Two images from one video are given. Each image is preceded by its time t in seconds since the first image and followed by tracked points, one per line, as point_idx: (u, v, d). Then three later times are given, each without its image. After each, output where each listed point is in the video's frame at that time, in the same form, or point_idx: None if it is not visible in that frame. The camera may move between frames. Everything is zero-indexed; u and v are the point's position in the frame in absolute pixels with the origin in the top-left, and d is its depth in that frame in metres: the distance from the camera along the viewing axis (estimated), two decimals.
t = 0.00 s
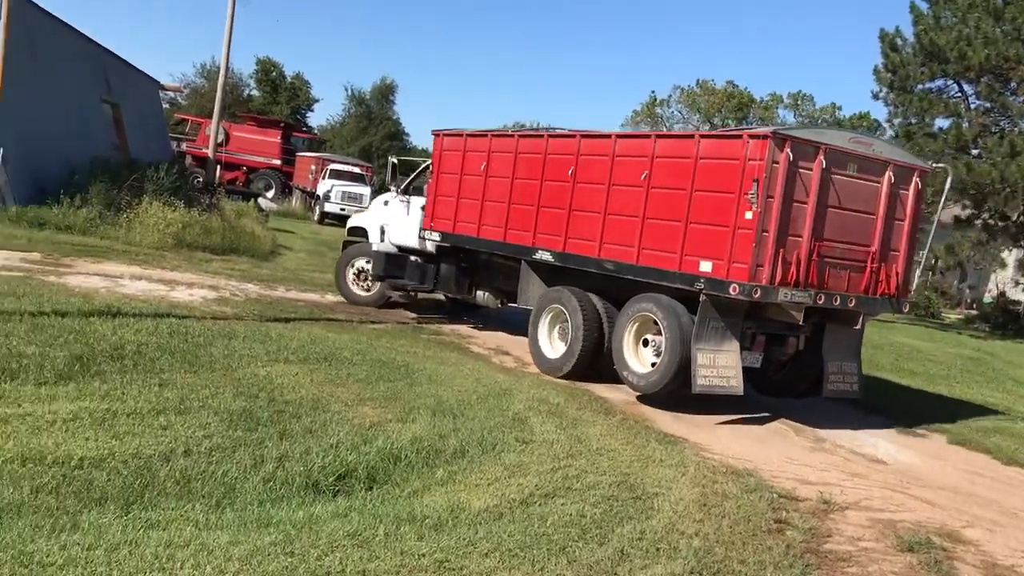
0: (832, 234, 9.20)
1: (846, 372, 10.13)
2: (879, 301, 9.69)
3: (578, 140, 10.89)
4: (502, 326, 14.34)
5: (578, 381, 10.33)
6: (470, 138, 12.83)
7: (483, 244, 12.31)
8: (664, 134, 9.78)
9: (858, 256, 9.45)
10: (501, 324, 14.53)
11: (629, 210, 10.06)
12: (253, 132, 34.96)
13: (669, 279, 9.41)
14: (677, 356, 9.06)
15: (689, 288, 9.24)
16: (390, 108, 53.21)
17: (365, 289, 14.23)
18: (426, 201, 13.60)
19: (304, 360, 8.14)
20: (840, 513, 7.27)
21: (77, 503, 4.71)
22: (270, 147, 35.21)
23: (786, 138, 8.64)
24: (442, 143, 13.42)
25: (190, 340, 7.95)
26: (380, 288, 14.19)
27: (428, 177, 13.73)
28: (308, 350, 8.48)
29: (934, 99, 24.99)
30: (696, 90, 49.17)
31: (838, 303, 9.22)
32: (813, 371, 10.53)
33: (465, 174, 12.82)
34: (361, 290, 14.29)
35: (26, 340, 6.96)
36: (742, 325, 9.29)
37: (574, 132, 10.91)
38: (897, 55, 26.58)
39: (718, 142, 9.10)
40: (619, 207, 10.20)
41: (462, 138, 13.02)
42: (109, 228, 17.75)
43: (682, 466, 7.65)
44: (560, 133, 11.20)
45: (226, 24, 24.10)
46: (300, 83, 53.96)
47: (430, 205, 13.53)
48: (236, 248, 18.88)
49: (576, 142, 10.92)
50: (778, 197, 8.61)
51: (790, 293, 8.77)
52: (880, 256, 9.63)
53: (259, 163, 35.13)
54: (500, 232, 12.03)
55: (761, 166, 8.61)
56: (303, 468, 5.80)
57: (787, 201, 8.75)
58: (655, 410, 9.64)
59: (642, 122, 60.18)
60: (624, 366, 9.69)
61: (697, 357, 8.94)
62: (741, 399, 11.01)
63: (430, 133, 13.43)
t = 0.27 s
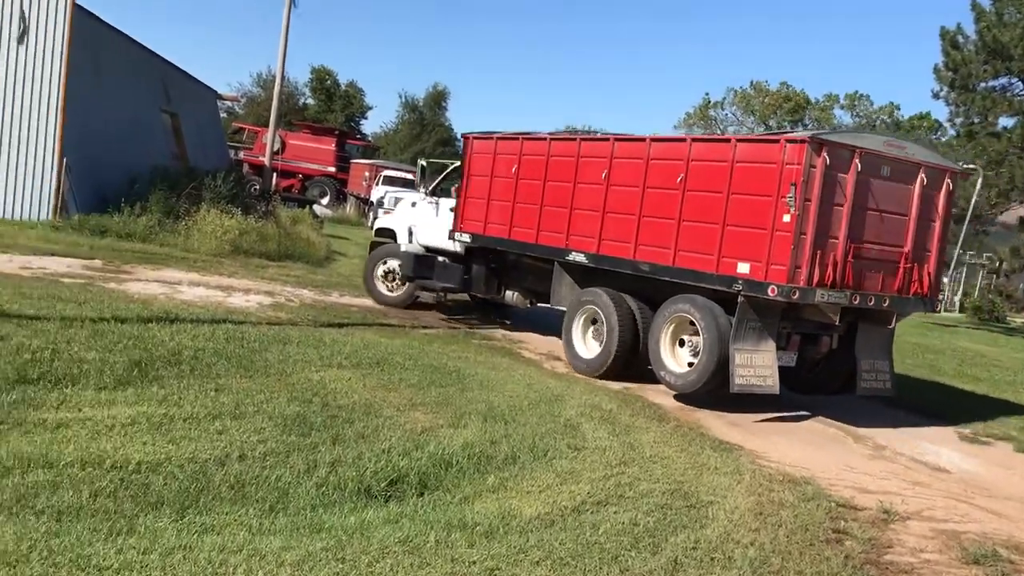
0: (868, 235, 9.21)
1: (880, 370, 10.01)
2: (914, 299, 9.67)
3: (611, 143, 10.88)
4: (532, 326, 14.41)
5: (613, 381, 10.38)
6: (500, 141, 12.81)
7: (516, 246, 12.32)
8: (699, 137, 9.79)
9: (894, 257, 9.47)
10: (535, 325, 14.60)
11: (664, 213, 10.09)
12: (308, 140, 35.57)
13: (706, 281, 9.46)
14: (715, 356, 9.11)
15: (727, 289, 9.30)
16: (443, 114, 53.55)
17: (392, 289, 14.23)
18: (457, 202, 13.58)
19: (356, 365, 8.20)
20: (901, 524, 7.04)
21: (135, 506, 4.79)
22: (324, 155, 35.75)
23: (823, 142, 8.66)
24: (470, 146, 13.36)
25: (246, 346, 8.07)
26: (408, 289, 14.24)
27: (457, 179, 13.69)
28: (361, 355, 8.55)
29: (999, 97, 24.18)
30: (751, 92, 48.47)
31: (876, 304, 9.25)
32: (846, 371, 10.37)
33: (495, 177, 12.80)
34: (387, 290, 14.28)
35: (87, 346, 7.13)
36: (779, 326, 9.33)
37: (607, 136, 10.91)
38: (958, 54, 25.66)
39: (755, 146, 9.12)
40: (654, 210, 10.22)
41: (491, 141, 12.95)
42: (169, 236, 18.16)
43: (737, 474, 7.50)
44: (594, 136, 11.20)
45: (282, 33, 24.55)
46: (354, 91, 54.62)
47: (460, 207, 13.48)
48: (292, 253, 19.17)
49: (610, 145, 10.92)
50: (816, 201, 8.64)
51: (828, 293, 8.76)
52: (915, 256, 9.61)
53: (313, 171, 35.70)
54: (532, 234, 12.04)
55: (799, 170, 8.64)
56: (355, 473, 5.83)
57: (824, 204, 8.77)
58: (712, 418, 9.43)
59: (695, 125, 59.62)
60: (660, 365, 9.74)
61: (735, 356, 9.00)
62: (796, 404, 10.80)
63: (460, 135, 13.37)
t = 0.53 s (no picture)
0: (892, 235, 9.38)
1: (900, 366, 10.45)
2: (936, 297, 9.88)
3: (636, 146, 10.95)
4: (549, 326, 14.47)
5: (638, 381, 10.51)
6: (522, 143, 12.80)
7: (538, 247, 12.32)
8: (725, 140, 9.90)
9: (917, 256, 9.66)
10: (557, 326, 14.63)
11: (690, 214, 10.18)
12: (354, 147, 35.98)
13: (732, 281, 9.57)
14: (743, 354, 9.29)
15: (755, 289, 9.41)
16: (487, 120, 53.74)
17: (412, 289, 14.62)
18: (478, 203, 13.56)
19: (399, 369, 8.25)
20: (953, 533, 6.85)
21: (180, 507, 4.87)
22: (370, 161, 36.11)
23: (849, 146, 8.82)
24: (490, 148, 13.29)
25: (292, 349, 8.17)
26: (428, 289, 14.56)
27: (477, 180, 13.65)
28: (404, 359, 8.60)
29: None
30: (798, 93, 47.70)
31: (900, 303, 9.44)
32: (867, 367, 10.74)
33: (517, 179, 12.78)
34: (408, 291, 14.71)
35: (137, 349, 7.28)
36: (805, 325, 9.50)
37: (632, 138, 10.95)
38: (1012, 53, 24.92)
39: (781, 149, 9.25)
40: (680, 211, 10.30)
41: (512, 143, 12.91)
42: (217, 241, 18.47)
43: (783, 480, 7.37)
44: (618, 139, 11.26)
45: (328, 41, 24.95)
46: (399, 97, 55.00)
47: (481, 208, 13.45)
48: (338, 258, 19.38)
49: (634, 148, 10.98)
50: (842, 202, 8.80)
51: (854, 292, 8.94)
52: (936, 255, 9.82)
53: (360, 177, 36.04)
54: (555, 234, 12.04)
55: (826, 172, 8.77)
56: (397, 476, 5.86)
57: (850, 205, 8.93)
58: (759, 424, 9.29)
59: (741, 127, 58.95)
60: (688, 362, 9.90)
61: (763, 355, 9.19)
62: (842, 408, 10.62)
63: (480, 138, 13.34)
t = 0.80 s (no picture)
0: (902, 238, 9.58)
1: (910, 365, 10.53)
2: (945, 296, 10.13)
3: (649, 150, 11.03)
4: (555, 327, 14.58)
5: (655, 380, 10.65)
6: (534, 148, 12.85)
7: (552, 249, 12.37)
8: (739, 145, 10.02)
9: (926, 258, 9.87)
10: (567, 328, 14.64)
11: (704, 217, 10.28)
12: (387, 153, 36.19)
13: (748, 283, 9.71)
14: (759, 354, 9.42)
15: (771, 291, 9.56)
16: (519, 125, 53.79)
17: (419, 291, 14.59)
18: (489, 206, 13.59)
19: (432, 374, 8.26)
20: (995, 543, 6.70)
21: (217, 511, 4.91)
22: (403, 167, 36.21)
23: (863, 151, 9.00)
24: (502, 152, 13.37)
25: (326, 354, 8.23)
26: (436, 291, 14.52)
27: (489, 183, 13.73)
28: (436, 364, 8.62)
29: None
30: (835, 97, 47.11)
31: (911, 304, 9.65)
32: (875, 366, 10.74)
33: (530, 182, 12.84)
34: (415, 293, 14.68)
35: (174, 354, 7.36)
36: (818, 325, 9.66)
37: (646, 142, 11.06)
38: None
39: (795, 154, 9.40)
40: (694, 214, 10.40)
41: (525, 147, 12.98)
42: (253, 247, 18.66)
43: (819, 488, 7.27)
44: (631, 144, 11.35)
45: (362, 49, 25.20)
46: (433, 103, 55.17)
47: (492, 211, 13.49)
48: (371, 264, 19.49)
49: (647, 152, 11.06)
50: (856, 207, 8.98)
51: (868, 294, 9.14)
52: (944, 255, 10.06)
53: (393, 183, 36.14)
54: (569, 237, 12.09)
55: (840, 177, 8.94)
56: (431, 481, 5.87)
57: (862, 209, 9.11)
58: (794, 431, 9.17)
59: (775, 132, 58.37)
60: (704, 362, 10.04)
61: (780, 355, 9.33)
62: (873, 413, 10.50)
63: (492, 143, 13.36)
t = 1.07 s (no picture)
0: (907, 242, 9.70)
1: (910, 366, 10.51)
2: (945, 300, 10.27)
3: (656, 156, 11.09)
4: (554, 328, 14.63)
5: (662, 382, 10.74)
6: (539, 152, 12.86)
7: (558, 253, 12.39)
8: (747, 152, 10.10)
9: (929, 262, 10.00)
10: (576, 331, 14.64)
11: (712, 223, 10.35)
12: (409, 158, 36.28)
13: (756, 287, 9.78)
14: (768, 357, 9.53)
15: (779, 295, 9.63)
16: (542, 131, 53.82)
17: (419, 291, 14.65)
18: (494, 209, 13.60)
19: (457, 380, 8.23)
20: None
21: (245, 517, 4.89)
22: (427, 172, 36.16)
23: (871, 158, 9.09)
24: (506, 156, 13.40)
25: (351, 360, 8.23)
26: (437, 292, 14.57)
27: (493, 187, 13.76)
28: (461, 370, 8.59)
29: None
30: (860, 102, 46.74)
31: (916, 307, 9.77)
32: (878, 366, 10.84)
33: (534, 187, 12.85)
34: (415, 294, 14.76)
35: (201, 359, 7.38)
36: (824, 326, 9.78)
37: (653, 148, 11.11)
38: None
39: (803, 161, 9.47)
40: (701, 219, 10.47)
41: (529, 151, 13.00)
42: (278, 253, 18.73)
43: (849, 498, 7.16)
44: (638, 149, 11.39)
45: (386, 56, 25.35)
46: (455, 109, 55.23)
47: (496, 214, 13.52)
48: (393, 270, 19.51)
49: (655, 158, 11.11)
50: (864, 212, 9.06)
51: (876, 297, 9.24)
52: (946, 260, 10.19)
53: (416, 189, 35.97)
54: (574, 240, 12.12)
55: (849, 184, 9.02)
56: (457, 489, 5.82)
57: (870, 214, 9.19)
58: (822, 439, 9.05)
59: (799, 137, 58.06)
60: (711, 363, 10.14)
61: (788, 356, 9.45)
62: (896, 419, 10.39)
63: (496, 147, 13.35)
